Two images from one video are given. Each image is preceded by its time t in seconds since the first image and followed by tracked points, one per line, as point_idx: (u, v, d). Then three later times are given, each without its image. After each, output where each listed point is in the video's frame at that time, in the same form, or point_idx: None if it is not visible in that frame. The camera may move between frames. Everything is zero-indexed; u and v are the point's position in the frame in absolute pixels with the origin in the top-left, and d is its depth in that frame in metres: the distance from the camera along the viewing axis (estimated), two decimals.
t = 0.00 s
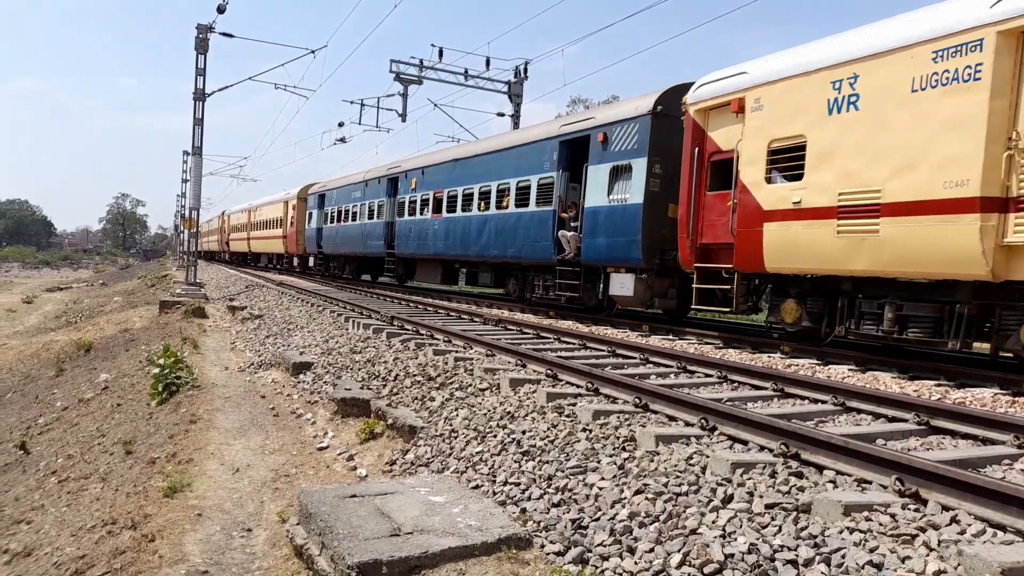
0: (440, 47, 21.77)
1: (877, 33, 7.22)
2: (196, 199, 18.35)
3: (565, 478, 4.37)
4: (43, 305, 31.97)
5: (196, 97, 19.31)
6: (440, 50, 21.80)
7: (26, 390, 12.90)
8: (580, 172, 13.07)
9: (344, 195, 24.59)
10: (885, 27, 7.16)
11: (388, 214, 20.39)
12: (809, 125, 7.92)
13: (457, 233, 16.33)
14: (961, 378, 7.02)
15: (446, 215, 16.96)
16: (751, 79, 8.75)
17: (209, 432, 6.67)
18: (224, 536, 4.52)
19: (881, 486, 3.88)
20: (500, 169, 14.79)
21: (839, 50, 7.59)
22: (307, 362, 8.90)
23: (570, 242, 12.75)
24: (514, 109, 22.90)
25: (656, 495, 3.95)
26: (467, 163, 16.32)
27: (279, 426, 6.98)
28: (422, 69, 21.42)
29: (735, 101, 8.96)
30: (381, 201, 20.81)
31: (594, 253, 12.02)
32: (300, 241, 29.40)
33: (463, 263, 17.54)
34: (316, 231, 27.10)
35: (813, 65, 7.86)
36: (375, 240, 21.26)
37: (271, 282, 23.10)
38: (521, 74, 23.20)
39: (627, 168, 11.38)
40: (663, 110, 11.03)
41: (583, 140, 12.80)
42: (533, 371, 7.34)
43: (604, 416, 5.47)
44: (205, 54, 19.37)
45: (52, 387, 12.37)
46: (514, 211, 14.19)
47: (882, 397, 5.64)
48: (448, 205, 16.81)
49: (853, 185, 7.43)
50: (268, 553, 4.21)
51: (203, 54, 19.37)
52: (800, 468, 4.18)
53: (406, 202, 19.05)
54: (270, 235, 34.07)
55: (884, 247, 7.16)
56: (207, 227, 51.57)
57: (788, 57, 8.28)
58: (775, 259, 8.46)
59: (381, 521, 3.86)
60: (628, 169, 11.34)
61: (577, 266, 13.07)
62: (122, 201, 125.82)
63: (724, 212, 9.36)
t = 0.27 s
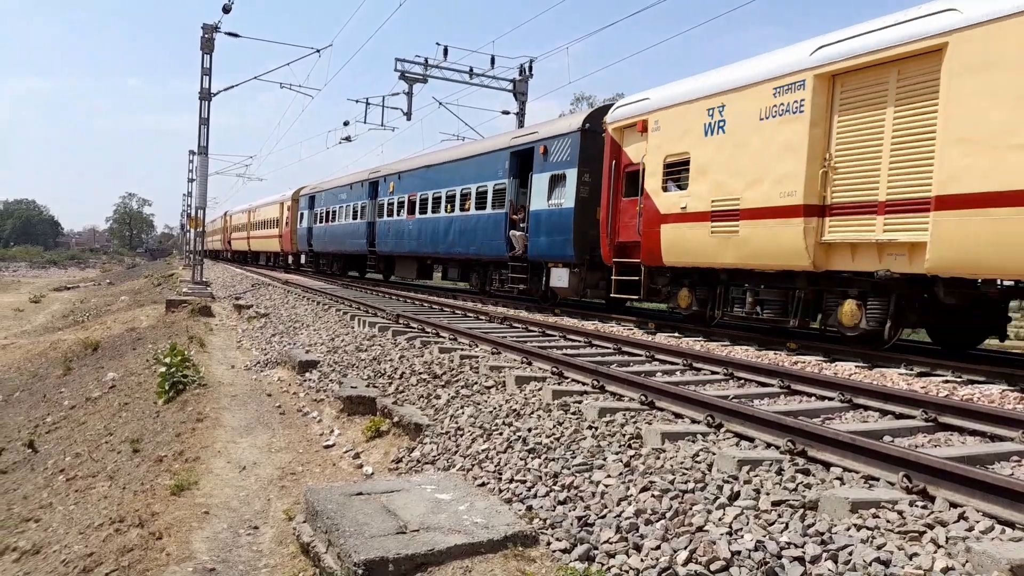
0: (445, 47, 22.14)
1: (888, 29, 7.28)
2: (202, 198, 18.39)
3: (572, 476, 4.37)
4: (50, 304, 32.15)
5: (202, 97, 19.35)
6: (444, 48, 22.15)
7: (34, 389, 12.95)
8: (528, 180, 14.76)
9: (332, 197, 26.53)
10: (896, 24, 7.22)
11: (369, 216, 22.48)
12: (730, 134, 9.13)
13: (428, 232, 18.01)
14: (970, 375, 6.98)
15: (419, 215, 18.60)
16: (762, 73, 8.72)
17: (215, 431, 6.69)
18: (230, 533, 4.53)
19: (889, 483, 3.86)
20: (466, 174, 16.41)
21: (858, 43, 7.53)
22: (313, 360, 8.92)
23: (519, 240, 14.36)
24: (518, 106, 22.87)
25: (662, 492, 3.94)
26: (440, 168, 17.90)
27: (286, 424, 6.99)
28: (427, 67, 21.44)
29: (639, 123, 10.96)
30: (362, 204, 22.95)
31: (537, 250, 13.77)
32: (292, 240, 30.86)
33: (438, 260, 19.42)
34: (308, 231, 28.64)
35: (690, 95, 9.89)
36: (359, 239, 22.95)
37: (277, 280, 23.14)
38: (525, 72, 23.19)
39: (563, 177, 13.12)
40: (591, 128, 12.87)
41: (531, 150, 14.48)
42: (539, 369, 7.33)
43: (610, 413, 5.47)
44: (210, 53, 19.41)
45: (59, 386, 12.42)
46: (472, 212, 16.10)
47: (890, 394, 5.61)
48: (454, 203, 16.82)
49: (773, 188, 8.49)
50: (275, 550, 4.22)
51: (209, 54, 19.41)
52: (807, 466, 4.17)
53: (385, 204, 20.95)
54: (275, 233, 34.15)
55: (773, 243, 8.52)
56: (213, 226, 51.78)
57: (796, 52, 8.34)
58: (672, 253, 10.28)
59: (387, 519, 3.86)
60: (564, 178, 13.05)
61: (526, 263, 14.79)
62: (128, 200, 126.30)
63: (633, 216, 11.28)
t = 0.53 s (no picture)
0: (445, 43, 22.41)
1: (895, 23, 7.28)
2: (203, 198, 18.40)
3: (574, 475, 4.36)
4: (52, 305, 32.20)
5: (203, 96, 19.36)
6: (445, 45, 22.36)
7: (36, 390, 12.97)
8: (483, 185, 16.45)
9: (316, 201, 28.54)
10: (904, 18, 7.23)
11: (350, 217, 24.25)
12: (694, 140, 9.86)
13: (399, 232, 19.82)
14: (972, 373, 6.98)
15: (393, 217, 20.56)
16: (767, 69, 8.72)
17: (217, 431, 6.70)
18: (233, 534, 4.54)
19: (891, 481, 3.85)
20: (434, 179, 17.97)
21: (864, 38, 7.55)
22: (314, 360, 8.92)
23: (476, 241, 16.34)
24: (518, 105, 22.86)
25: (665, 492, 3.94)
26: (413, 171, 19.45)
27: (287, 424, 7.00)
28: (427, 66, 21.46)
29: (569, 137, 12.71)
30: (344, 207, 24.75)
31: (492, 248, 15.47)
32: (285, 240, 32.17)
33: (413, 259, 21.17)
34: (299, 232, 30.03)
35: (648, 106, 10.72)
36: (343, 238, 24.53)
37: (278, 280, 23.16)
38: (525, 70, 23.20)
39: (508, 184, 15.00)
40: (531, 141, 14.63)
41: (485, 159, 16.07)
42: (540, 368, 7.33)
43: (611, 412, 5.46)
44: (211, 53, 19.40)
45: (61, 387, 12.44)
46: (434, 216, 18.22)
47: (891, 392, 5.61)
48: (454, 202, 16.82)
49: (744, 191, 9.20)
50: (277, 551, 4.22)
51: (209, 53, 19.40)
52: (809, 465, 4.16)
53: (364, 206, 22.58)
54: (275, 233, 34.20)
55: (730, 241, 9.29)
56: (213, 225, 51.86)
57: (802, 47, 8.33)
58: (592, 251, 12.13)
59: (389, 519, 3.86)
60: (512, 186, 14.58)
61: (481, 260, 16.69)
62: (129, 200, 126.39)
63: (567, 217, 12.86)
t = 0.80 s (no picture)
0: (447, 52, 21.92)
1: (899, 29, 7.26)
2: (205, 206, 18.44)
3: (575, 483, 4.35)
4: (55, 312, 32.26)
5: (206, 105, 19.42)
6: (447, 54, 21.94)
7: (38, 397, 12.98)
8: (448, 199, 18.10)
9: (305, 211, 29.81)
10: (907, 25, 7.23)
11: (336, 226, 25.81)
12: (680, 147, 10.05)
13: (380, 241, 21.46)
14: (974, 380, 6.97)
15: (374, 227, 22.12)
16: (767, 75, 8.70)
17: (219, 439, 6.69)
18: (233, 542, 4.52)
19: (893, 489, 3.84)
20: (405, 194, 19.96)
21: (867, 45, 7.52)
22: (316, 367, 8.91)
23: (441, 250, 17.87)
24: (520, 113, 22.91)
25: (666, 500, 3.93)
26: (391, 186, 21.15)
27: (289, 432, 6.99)
28: (429, 74, 21.53)
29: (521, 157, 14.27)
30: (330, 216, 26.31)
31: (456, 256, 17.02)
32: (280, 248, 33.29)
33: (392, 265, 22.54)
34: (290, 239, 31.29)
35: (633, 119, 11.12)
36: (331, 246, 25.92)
37: (280, 288, 23.17)
38: (528, 78, 23.26)
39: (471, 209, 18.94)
40: (487, 160, 16.29)
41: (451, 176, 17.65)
42: (542, 375, 7.32)
43: (613, 420, 5.45)
44: (214, 61, 19.47)
45: (63, 394, 12.44)
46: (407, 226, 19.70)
47: (894, 400, 5.60)
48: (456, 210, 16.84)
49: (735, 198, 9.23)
50: (278, 559, 4.21)
51: (212, 62, 19.47)
52: (811, 472, 4.15)
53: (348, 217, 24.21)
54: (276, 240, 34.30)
55: (696, 244, 9.80)
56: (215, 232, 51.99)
57: (805, 53, 8.29)
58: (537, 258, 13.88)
59: (390, 527, 3.86)
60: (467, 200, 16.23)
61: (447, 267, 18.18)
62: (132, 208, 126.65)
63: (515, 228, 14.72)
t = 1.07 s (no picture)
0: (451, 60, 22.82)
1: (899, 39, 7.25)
2: (208, 214, 18.50)
3: (577, 492, 4.34)
4: (57, 320, 32.30)
5: (209, 114, 19.51)
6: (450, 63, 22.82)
7: (40, 406, 12.99)
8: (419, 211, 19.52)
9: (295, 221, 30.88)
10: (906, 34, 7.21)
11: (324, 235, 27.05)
12: (668, 156, 10.11)
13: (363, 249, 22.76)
14: (977, 388, 6.96)
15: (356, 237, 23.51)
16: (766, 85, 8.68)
17: (221, 447, 6.69)
18: (235, 551, 4.52)
19: (897, 498, 3.83)
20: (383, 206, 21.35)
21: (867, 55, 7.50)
22: (318, 376, 8.91)
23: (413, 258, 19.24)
24: (521, 122, 23.01)
25: (669, 509, 3.92)
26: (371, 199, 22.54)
27: (291, 441, 6.99)
28: (431, 83, 21.64)
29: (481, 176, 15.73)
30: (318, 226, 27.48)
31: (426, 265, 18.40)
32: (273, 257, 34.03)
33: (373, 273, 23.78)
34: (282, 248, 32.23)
35: (611, 131, 11.33)
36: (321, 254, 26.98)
37: (282, 296, 23.21)
38: (529, 87, 23.38)
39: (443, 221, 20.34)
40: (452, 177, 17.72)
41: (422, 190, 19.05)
42: (544, 384, 7.32)
43: (615, 428, 5.44)
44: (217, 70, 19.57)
45: (65, 403, 12.45)
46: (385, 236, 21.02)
47: (897, 408, 5.59)
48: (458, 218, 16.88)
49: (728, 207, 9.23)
50: (280, 568, 4.21)
51: (215, 71, 19.57)
52: (814, 481, 4.14)
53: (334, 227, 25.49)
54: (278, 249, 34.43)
55: (684, 254, 9.87)
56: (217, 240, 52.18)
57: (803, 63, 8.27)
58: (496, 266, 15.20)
59: (392, 536, 3.85)
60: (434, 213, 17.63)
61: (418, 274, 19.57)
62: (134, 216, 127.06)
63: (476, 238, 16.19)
